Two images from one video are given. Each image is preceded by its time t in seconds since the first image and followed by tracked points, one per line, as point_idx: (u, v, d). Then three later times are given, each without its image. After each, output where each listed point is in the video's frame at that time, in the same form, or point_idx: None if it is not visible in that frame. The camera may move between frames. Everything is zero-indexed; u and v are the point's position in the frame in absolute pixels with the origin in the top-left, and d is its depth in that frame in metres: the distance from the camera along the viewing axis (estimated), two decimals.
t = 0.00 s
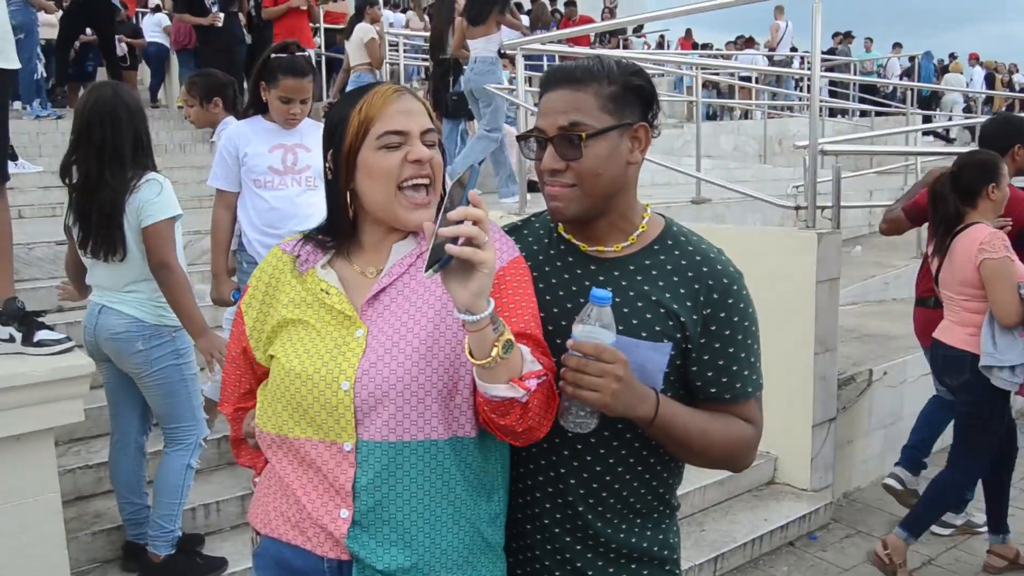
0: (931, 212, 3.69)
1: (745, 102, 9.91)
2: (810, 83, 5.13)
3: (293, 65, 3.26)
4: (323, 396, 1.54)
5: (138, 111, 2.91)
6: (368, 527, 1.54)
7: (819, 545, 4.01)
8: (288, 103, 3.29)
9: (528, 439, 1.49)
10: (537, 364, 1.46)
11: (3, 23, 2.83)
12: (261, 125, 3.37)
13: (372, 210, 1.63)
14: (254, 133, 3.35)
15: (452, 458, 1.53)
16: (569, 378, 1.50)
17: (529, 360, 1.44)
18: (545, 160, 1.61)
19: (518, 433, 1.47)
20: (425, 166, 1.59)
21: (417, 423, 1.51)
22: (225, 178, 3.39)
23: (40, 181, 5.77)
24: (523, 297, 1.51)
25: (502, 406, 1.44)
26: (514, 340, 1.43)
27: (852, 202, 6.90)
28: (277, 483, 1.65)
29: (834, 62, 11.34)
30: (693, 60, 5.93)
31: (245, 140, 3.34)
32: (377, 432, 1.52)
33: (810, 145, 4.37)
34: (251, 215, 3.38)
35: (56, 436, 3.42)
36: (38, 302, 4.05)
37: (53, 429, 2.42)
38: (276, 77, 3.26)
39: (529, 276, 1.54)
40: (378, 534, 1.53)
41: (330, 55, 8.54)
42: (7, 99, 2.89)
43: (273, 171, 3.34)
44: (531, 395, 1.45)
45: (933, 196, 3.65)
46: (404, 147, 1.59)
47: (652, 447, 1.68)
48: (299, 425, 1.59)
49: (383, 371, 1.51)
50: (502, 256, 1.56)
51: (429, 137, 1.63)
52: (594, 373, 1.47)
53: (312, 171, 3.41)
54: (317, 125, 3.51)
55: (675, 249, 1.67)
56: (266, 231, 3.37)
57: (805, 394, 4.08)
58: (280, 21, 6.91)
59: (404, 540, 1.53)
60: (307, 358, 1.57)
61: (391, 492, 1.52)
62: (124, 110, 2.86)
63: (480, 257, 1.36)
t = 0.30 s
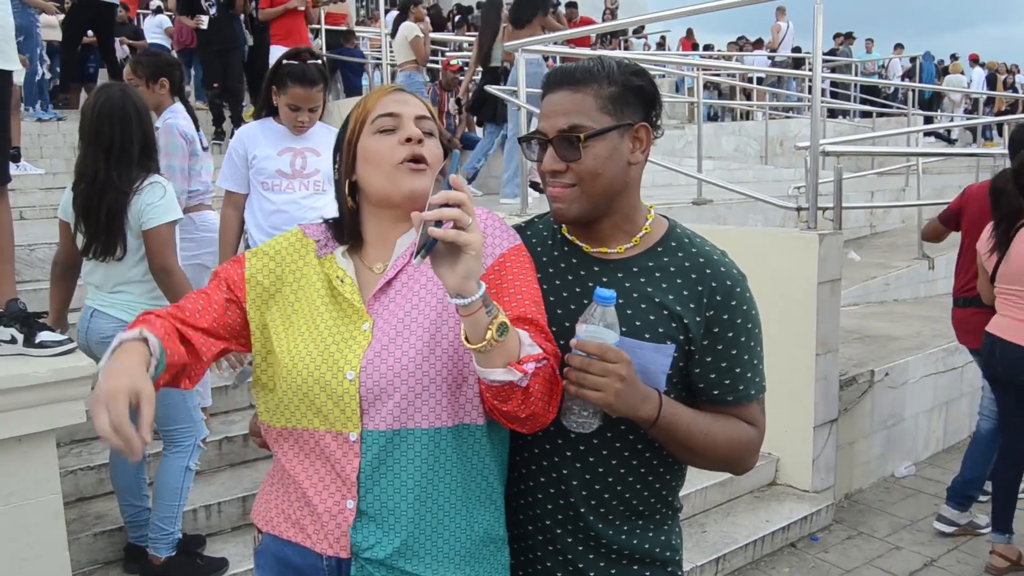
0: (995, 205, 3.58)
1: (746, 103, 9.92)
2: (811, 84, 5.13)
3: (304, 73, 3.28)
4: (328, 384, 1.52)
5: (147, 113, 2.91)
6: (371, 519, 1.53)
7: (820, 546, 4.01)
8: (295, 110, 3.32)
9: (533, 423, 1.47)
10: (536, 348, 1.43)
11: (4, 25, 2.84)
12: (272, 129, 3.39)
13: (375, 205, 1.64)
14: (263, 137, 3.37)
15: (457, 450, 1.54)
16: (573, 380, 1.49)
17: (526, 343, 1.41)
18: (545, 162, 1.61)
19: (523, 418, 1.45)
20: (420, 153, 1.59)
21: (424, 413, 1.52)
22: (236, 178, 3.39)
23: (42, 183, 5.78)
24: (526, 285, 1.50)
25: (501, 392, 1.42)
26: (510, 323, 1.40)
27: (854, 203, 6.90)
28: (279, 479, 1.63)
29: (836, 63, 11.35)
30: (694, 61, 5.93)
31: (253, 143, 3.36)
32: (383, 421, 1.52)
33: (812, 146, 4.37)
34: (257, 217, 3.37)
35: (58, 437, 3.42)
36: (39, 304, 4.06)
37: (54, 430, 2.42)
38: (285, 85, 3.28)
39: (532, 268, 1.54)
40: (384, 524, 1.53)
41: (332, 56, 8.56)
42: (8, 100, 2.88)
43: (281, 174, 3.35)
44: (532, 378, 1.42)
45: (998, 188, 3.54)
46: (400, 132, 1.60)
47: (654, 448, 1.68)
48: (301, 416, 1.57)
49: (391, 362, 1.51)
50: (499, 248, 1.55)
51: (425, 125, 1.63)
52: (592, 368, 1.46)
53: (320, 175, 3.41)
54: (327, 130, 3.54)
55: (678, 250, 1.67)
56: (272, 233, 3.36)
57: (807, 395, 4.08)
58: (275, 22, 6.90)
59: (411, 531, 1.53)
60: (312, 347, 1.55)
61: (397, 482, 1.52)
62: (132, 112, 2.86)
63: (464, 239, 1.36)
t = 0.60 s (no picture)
0: None
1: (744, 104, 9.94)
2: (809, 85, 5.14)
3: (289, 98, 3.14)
4: (329, 381, 1.53)
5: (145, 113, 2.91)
6: (370, 517, 1.53)
7: (817, 546, 4.01)
8: (286, 138, 3.21)
9: (534, 426, 1.46)
10: (540, 354, 1.42)
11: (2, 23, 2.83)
12: (266, 146, 3.27)
13: (371, 209, 1.63)
14: (253, 160, 3.24)
15: (456, 450, 1.54)
16: (571, 375, 1.48)
17: (530, 350, 1.41)
18: (541, 159, 1.61)
19: (526, 423, 1.45)
20: (416, 159, 1.59)
21: (423, 412, 1.52)
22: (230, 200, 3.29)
23: (39, 182, 5.78)
24: (524, 288, 1.51)
25: (506, 397, 1.41)
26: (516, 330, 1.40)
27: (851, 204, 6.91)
28: (277, 477, 1.63)
29: (834, 64, 11.36)
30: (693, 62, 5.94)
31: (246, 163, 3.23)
32: (383, 419, 1.51)
33: (810, 147, 4.37)
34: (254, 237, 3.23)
35: (54, 436, 3.41)
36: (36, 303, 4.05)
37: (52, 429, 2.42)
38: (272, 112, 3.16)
39: (533, 271, 1.54)
40: (381, 523, 1.52)
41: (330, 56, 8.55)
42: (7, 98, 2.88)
43: (280, 192, 3.23)
44: (535, 385, 1.41)
45: None
46: (395, 139, 1.59)
47: (651, 448, 1.68)
48: (302, 413, 1.57)
49: (392, 361, 1.51)
50: (503, 248, 1.56)
51: (420, 130, 1.62)
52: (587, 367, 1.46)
53: (320, 191, 3.28)
54: (324, 143, 3.41)
55: (676, 252, 1.67)
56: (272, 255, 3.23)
57: (805, 395, 4.08)
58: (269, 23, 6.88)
59: (408, 530, 1.52)
60: (315, 346, 1.55)
61: (396, 480, 1.52)
62: (130, 111, 2.86)
63: (474, 249, 1.35)
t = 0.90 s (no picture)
0: None
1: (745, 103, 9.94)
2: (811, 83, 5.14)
3: (286, 141, 3.12)
4: (336, 383, 1.52)
5: (142, 112, 2.91)
6: (377, 518, 1.53)
7: (818, 545, 4.01)
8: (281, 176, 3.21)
9: (541, 426, 1.50)
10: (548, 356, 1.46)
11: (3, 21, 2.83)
12: (261, 182, 3.27)
13: (379, 206, 1.63)
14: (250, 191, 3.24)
15: (464, 451, 1.54)
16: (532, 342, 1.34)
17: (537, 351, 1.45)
18: (596, 137, 1.64)
19: (533, 424, 1.49)
20: (425, 161, 1.59)
21: (432, 413, 1.52)
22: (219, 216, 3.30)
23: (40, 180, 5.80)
24: (531, 286, 1.52)
25: (512, 399, 1.45)
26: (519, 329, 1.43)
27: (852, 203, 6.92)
28: (283, 476, 1.63)
29: (835, 62, 11.36)
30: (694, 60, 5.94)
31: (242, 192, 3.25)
32: (392, 421, 1.52)
33: (811, 146, 4.37)
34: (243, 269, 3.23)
35: (56, 434, 3.42)
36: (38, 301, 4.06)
37: (54, 427, 2.42)
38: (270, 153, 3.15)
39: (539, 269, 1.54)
40: (389, 525, 1.53)
41: (331, 55, 8.55)
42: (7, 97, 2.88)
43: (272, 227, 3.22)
44: (542, 387, 1.46)
45: None
46: (403, 141, 1.60)
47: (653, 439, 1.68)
48: (309, 414, 1.57)
49: (401, 362, 1.51)
50: (510, 248, 1.56)
51: (429, 131, 1.63)
52: (563, 320, 1.31)
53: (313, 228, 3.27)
54: (323, 176, 3.39)
55: (667, 239, 1.69)
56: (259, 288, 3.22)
57: (806, 394, 4.08)
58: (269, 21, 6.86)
59: (417, 532, 1.52)
60: (322, 347, 1.55)
61: (403, 482, 1.52)
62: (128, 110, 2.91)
63: (482, 256, 1.34)
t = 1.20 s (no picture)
0: None
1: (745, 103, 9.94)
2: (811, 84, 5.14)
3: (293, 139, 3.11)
4: (334, 385, 1.52)
5: (134, 108, 2.93)
6: (375, 520, 1.53)
7: (816, 545, 4.01)
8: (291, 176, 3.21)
9: (535, 428, 1.51)
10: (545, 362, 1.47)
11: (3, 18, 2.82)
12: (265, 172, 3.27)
13: (377, 202, 1.63)
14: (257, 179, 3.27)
15: (462, 453, 1.55)
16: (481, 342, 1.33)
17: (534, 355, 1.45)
18: (595, 141, 1.64)
19: (526, 426, 1.50)
20: (429, 151, 1.59)
21: (431, 415, 1.52)
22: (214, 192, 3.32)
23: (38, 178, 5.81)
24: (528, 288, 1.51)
25: (507, 401, 1.46)
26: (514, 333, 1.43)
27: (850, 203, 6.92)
28: (279, 475, 1.63)
29: (835, 62, 11.36)
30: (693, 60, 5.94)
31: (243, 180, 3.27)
32: (391, 424, 1.52)
33: (810, 146, 4.37)
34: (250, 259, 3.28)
35: (54, 432, 3.42)
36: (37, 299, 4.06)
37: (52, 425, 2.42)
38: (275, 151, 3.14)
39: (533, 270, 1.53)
40: (386, 527, 1.52)
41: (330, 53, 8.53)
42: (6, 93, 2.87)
43: (276, 217, 3.26)
44: (537, 390, 1.46)
45: None
46: (408, 131, 1.60)
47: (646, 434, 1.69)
48: (306, 415, 1.57)
49: (399, 364, 1.51)
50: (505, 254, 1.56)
51: (431, 125, 1.63)
52: (514, 315, 1.30)
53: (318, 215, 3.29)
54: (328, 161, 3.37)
55: (656, 231, 1.70)
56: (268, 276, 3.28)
57: (805, 393, 4.09)
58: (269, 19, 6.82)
59: (414, 533, 1.52)
60: (320, 349, 1.55)
61: (402, 484, 1.52)
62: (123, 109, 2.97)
63: (477, 262, 1.32)
